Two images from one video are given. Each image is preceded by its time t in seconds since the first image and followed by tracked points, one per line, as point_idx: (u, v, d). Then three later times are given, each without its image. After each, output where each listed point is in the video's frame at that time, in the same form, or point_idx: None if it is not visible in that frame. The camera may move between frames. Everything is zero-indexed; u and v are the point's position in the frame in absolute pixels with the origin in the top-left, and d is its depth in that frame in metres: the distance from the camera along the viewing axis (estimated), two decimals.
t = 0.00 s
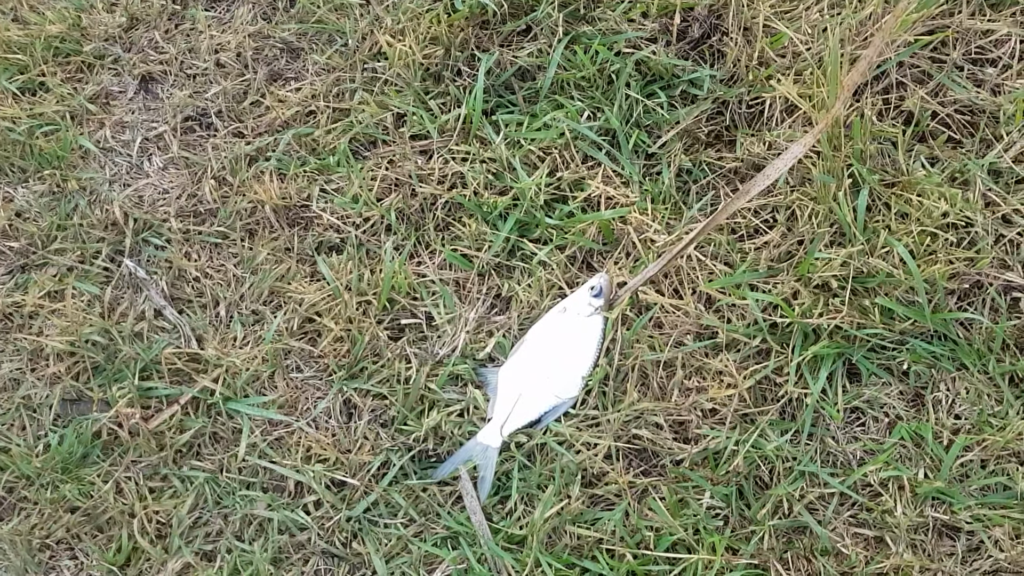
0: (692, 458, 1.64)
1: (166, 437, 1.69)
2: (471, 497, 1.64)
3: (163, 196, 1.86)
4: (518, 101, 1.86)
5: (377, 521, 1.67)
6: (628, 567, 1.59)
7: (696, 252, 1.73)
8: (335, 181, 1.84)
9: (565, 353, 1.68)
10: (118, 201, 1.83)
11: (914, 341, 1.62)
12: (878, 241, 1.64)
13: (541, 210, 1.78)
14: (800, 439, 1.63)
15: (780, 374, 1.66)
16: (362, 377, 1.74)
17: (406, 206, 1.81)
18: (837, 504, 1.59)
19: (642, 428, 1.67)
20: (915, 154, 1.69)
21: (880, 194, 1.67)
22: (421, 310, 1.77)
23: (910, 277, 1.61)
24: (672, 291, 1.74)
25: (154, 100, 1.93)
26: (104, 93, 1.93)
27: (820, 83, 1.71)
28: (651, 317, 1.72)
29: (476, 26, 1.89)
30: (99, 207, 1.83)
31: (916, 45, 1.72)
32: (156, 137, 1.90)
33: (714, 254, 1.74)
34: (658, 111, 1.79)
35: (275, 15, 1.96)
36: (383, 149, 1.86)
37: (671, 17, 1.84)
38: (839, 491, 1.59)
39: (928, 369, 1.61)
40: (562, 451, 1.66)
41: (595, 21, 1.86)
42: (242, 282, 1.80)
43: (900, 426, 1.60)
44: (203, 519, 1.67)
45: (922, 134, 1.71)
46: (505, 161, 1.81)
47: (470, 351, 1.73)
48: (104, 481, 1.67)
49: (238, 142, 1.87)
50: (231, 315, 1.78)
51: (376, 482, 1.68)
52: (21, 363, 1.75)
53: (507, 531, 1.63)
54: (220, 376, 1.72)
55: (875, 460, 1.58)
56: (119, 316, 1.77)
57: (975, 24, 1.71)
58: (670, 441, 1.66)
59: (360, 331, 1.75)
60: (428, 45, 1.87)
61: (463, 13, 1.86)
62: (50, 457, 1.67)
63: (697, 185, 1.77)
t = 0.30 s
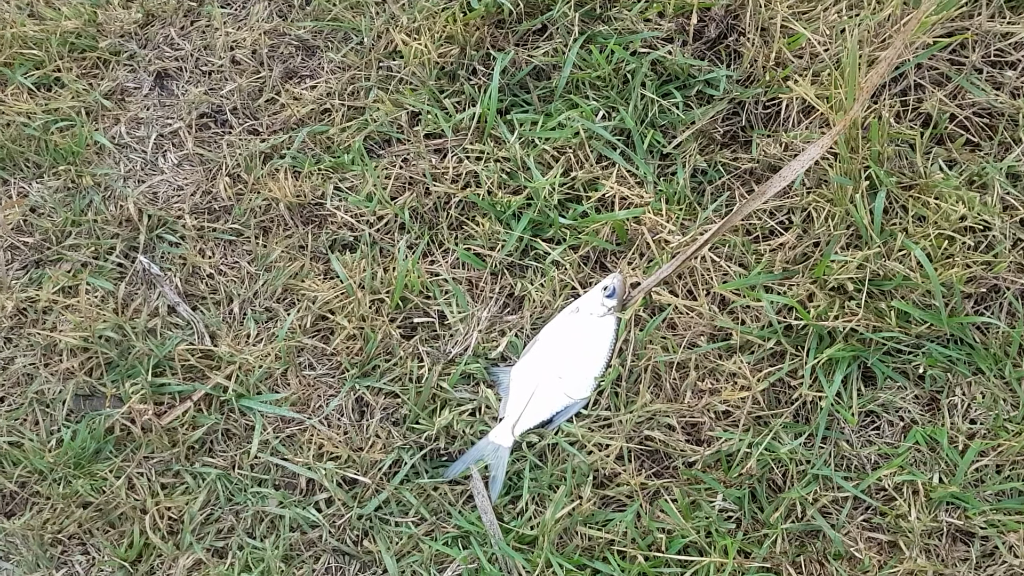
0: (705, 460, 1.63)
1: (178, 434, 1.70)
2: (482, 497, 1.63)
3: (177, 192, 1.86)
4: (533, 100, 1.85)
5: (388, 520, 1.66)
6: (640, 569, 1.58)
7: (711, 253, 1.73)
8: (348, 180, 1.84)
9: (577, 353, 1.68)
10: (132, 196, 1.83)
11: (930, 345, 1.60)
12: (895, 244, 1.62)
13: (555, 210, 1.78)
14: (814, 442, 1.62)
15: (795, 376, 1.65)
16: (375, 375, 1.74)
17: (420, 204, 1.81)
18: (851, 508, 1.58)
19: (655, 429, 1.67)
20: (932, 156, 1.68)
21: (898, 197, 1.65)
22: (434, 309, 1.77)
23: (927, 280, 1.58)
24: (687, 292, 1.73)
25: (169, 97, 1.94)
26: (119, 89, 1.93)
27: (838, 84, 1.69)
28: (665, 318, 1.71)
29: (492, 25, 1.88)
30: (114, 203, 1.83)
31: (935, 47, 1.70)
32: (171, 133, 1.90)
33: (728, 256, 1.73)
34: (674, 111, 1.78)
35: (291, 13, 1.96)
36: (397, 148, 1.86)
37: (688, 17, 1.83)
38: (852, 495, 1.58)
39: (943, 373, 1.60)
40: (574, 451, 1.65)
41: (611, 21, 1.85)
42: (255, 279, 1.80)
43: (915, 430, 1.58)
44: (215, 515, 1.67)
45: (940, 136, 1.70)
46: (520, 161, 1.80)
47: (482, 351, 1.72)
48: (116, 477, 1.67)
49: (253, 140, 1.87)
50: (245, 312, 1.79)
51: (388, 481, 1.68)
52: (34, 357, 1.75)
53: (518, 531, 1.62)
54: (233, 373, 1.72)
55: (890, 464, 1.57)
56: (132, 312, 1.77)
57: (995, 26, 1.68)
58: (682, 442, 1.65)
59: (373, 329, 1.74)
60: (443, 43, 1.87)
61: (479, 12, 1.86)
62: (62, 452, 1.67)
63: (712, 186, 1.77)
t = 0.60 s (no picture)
0: (710, 456, 1.62)
1: (184, 422, 1.70)
2: (486, 490, 1.63)
3: (186, 180, 1.86)
4: (543, 92, 1.85)
5: (392, 511, 1.66)
6: (643, 565, 1.57)
7: (720, 249, 1.72)
8: (357, 170, 1.83)
9: (584, 347, 1.66)
10: (141, 184, 1.83)
11: (940, 344, 1.59)
12: (906, 242, 1.61)
13: (564, 203, 1.77)
14: (821, 441, 1.61)
15: (802, 374, 1.64)
16: (381, 366, 1.73)
17: (428, 196, 1.80)
18: (856, 507, 1.58)
19: (660, 425, 1.66)
20: (945, 155, 1.66)
21: (909, 195, 1.64)
22: (441, 300, 1.76)
23: (937, 279, 1.57)
24: (695, 287, 1.72)
25: (179, 85, 1.93)
26: (129, 76, 1.93)
27: (851, 80, 1.68)
28: (672, 314, 1.70)
29: (503, 17, 1.88)
30: (123, 191, 1.83)
31: (949, 44, 1.68)
32: (180, 121, 1.90)
33: (737, 252, 1.72)
34: (685, 105, 1.78)
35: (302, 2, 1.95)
36: (406, 139, 1.85)
37: (701, 11, 1.81)
38: (858, 494, 1.57)
39: (952, 373, 1.58)
40: (579, 446, 1.65)
41: (622, 13, 1.83)
42: (263, 268, 1.80)
43: (923, 431, 1.57)
44: (220, 504, 1.68)
45: (953, 135, 1.68)
46: (529, 153, 1.79)
47: (489, 343, 1.73)
48: (122, 464, 1.68)
49: (262, 129, 1.87)
50: (252, 301, 1.79)
51: (392, 472, 1.67)
52: (42, 343, 1.76)
53: (522, 525, 1.62)
54: (240, 362, 1.72)
55: (896, 463, 1.56)
56: (139, 300, 1.77)
57: (1011, 24, 1.66)
58: (688, 439, 1.64)
59: (380, 320, 1.74)
60: (454, 34, 1.85)
61: (490, 3, 1.85)
62: (69, 438, 1.67)
63: (722, 181, 1.76)
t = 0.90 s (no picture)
0: (716, 458, 1.62)
1: (190, 420, 1.71)
2: (492, 490, 1.64)
3: (194, 179, 1.87)
4: (550, 93, 1.85)
5: (397, 510, 1.67)
6: (648, 566, 1.57)
7: (727, 250, 1.71)
8: (364, 170, 1.83)
9: (590, 348, 1.66)
10: (149, 182, 1.84)
11: (947, 347, 1.58)
12: (914, 244, 1.61)
13: (571, 203, 1.77)
14: (827, 443, 1.60)
15: (809, 376, 1.64)
16: (387, 365, 1.74)
17: (435, 195, 1.80)
18: (863, 510, 1.57)
19: (666, 426, 1.66)
20: (954, 157, 1.65)
21: (917, 197, 1.63)
22: (448, 300, 1.77)
23: (945, 282, 1.57)
24: (701, 288, 1.72)
25: (188, 84, 1.94)
26: (138, 75, 1.94)
27: (859, 82, 1.68)
28: (679, 315, 1.70)
29: (511, 16, 1.88)
30: (131, 189, 1.84)
31: (959, 46, 1.67)
32: (188, 120, 1.91)
33: (744, 253, 1.71)
34: (692, 106, 1.78)
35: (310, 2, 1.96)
36: (413, 138, 1.85)
37: (709, 11, 1.80)
38: (864, 497, 1.56)
39: (960, 376, 1.57)
40: (585, 446, 1.65)
41: (631, 14, 1.84)
42: (270, 267, 1.80)
43: (929, 434, 1.56)
44: (226, 502, 1.68)
45: (962, 137, 1.67)
46: (536, 153, 1.79)
47: (495, 343, 1.73)
48: (128, 462, 1.68)
49: (270, 128, 1.87)
50: (259, 300, 1.79)
51: (398, 472, 1.68)
52: (49, 341, 1.76)
53: (527, 525, 1.62)
54: (247, 360, 1.73)
55: (903, 467, 1.55)
56: (147, 298, 1.78)
57: (1020, 26, 1.66)
58: (694, 440, 1.64)
59: (386, 320, 1.74)
60: (462, 34, 1.87)
61: (498, 3, 1.86)
62: (76, 436, 1.68)
63: (730, 183, 1.75)
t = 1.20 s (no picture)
0: (722, 458, 1.62)
1: (197, 420, 1.71)
2: (497, 490, 1.62)
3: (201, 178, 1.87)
4: (557, 93, 1.85)
5: (403, 510, 1.67)
6: (654, 567, 1.56)
7: (733, 250, 1.71)
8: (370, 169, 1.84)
9: (597, 345, 1.64)
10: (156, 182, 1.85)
11: (954, 347, 1.58)
12: (921, 244, 1.60)
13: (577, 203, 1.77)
14: (834, 444, 1.60)
15: (815, 377, 1.63)
16: (393, 365, 1.74)
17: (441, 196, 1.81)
18: (869, 511, 1.56)
19: (672, 426, 1.66)
20: (961, 157, 1.65)
21: (924, 197, 1.62)
22: (453, 300, 1.77)
23: (953, 282, 1.56)
24: (707, 288, 1.71)
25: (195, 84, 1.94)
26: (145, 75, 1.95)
27: (866, 82, 1.67)
28: (685, 315, 1.70)
29: (518, 16, 1.88)
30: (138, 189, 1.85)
31: (967, 46, 1.67)
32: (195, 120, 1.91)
33: (750, 253, 1.72)
34: (699, 106, 1.78)
35: (317, 2, 1.97)
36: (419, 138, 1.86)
37: (715, 11, 1.81)
38: (871, 498, 1.56)
39: (967, 377, 1.57)
40: (590, 447, 1.65)
41: (637, 14, 1.84)
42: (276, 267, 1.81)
43: (936, 435, 1.56)
44: (232, 501, 1.68)
45: (969, 137, 1.67)
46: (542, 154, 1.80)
47: (501, 344, 1.74)
48: (135, 461, 1.68)
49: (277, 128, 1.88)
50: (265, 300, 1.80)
51: (404, 472, 1.68)
52: (57, 341, 1.80)
53: (533, 525, 1.61)
54: (253, 360, 1.74)
55: (910, 467, 1.55)
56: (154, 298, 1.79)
57: None
58: (700, 441, 1.64)
59: (392, 320, 1.75)
60: (468, 34, 1.87)
61: (504, 3, 1.86)
62: (82, 435, 1.68)
63: (736, 183, 1.75)
